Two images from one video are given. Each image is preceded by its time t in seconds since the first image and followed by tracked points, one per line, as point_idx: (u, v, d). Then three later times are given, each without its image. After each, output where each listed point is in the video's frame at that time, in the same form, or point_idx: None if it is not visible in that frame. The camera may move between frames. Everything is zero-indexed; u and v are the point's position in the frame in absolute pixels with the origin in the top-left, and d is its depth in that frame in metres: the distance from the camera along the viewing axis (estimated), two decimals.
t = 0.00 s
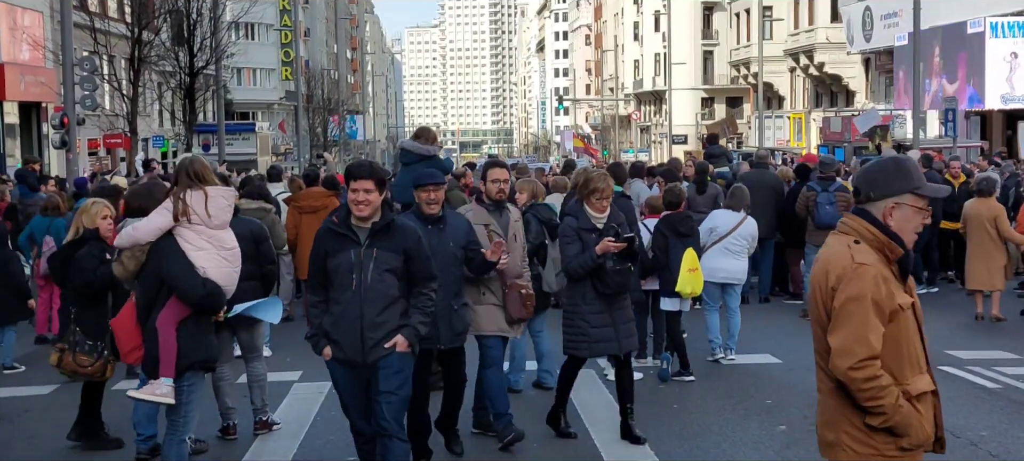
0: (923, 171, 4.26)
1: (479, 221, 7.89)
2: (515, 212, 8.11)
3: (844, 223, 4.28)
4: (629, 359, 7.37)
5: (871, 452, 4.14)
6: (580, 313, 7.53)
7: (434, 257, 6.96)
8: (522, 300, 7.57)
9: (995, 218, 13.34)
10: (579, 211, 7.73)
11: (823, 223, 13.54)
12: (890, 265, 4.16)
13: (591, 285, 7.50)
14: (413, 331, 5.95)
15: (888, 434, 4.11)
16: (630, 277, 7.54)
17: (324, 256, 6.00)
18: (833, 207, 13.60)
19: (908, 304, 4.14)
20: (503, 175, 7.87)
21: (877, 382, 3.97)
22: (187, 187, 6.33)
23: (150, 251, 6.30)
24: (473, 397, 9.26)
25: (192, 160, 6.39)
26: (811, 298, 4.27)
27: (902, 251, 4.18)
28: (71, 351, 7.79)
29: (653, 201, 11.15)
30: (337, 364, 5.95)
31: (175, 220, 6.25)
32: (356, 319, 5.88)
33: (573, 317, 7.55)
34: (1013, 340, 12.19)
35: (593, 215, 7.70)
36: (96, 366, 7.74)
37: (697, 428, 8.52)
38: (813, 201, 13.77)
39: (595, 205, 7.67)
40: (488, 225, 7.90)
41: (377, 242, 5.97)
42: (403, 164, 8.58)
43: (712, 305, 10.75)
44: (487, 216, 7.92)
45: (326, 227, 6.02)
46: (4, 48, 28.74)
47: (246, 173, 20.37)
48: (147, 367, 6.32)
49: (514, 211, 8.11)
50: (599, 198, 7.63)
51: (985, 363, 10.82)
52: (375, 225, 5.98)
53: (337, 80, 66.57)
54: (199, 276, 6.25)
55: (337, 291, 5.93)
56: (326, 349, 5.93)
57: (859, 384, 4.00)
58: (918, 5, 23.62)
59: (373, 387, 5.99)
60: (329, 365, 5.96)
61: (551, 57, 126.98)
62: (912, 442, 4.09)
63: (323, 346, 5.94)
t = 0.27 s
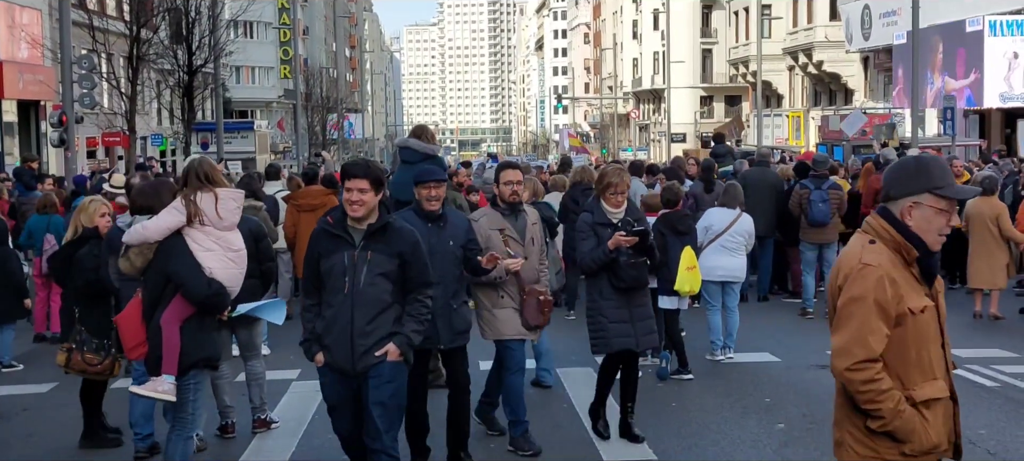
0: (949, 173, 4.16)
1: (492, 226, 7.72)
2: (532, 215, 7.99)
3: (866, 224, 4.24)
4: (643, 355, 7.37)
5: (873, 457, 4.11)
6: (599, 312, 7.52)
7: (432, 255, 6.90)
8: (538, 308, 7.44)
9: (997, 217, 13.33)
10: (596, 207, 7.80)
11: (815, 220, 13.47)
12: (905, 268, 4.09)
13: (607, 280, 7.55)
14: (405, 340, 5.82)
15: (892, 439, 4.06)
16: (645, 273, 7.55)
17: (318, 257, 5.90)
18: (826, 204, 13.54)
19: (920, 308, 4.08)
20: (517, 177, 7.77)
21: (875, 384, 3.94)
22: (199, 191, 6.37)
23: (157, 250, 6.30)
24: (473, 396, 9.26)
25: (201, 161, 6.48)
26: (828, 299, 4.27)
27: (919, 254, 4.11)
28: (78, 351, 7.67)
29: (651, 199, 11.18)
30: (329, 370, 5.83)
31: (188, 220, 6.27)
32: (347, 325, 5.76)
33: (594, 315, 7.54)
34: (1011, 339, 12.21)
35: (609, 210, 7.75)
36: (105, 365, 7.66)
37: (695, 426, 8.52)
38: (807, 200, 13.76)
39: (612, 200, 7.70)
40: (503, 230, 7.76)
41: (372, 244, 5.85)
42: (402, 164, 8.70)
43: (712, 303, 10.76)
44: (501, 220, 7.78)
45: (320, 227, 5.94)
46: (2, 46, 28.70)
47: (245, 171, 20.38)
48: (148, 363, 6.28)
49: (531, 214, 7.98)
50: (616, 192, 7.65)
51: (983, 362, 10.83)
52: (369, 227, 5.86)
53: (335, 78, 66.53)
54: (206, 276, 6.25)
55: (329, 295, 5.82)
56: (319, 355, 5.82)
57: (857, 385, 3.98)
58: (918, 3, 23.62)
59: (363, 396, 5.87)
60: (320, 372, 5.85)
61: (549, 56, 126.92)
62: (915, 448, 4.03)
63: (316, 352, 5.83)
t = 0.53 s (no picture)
0: (977, 171, 4.05)
1: (506, 217, 7.58)
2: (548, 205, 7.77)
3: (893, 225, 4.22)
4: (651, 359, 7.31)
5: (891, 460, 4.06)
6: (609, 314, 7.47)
7: (440, 260, 6.83)
8: (552, 299, 7.38)
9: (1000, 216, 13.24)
10: (604, 210, 7.71)
11: (809, 219, 13.41)
12: (925, 268, 4.03)
13: (615, 283, 7.48)
14: (400, 344, 5.70)
15: (906, 441, 4.00)
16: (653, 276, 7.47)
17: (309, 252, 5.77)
18: (819, 203, 13.50)
19: (936, 309, 4.00)
20: (532, 169, 7.64)
21: (879, 382, 3.92)
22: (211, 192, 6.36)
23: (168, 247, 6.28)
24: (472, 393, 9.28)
25: (211, 163, 6.53)
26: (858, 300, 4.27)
27: (940, 254, 4.03)
28: (75, 350, 7.79)
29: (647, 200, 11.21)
30: (315, 367, 5.70)
31: (200, 220, 6.27)
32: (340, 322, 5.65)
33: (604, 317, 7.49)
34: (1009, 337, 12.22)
35: (618, 213, 7.59)
36: (101, 366, 7.76)
37: (694, 425, 8.53)
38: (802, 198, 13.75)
39: (619, 203, 7.57)
40: (518, 222, 7.59)
41: (366, 240, 5.73)
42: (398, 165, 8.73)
43: (714, 302, 10.75)
44: (517, 211, 7.62)
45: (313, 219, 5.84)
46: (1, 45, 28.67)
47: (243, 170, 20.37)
48: (157, 360, 6.26)
49: (548, 206, 7.76)
50: (622, 195, 7.51)
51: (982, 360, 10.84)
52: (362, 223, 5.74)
53: (334, 77, 66.51)
54: (215, 275, 6.24)
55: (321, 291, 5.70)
56: (306, 349, 5.70)
57: (863, 382, 3.97)
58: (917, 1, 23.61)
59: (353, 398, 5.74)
60: (305, 368, 5.71)
61: (549, 54, 126.91)
62: (928, 451, 3.94)
63: (303, 347, 5.71)
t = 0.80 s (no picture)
0: (1012, 167, 3.98)
1: (531, 221, 7.42)
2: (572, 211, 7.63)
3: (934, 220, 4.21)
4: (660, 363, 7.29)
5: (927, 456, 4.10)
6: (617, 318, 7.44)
7: (460, 256, 6.71)
8: (577, 305, 7.16)
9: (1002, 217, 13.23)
10: (611, 216, 7.59)
11: (804, 218, 13.43)
12: (957, 266, 4.01)
13: (625, 292, 7.42)
14: (402, 346, 5.70)
15: (937, 438, 4.02)
16: (666, 284, 7.41)
17: (298, 260, 5.62)
18: (816, 202, 13.54)
19: (964, 307, 3.98)
20: (558, 172, 7.39)
21: (902, 378, 3.98)
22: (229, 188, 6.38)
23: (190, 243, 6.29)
24: (472, 392, 9.29)
25: (228, 162, 6.49)
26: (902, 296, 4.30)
27: (972, 251, 3.99)
28: (68, 346, 7.79)
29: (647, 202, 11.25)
30: (312, 378, 5.63)
31: (218, 217, 6.29)
32: (342, 329, 5.59)
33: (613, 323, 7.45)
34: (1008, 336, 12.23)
35: (626, 220, 7.50)
36: (92, 362, 7.77)
37: (693, 424, 8.53)
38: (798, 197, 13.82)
39: (626, 210, 7.46)
40: (542, 226, 7.42)
41: (359, 245, 5.66)
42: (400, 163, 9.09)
43: (717, 302, 10.78)
44: (540, 217, 7.45)
45: (297, 226, 5.67)
46: None
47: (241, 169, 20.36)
48: (176, 359, 6.28)
49: (572, 213, 7.62)
50: (628, 203, 7.40)
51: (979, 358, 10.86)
52: (351, 227, 5.65)
53: (333, 76, 66.45)
54: (236, 273, 6.22)
55: (316, 299, 5.60)
56: (299, 360, 5.61)
57: (888, 379, 4.02)
58: None
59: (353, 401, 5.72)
60: (300, 380, 5.63)
61: (548, 54, 126.81)
62: (957, 447, 3.96)
63: (296, 358, 5.61)
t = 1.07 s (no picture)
0: None
1: (554, 214, 7.17)
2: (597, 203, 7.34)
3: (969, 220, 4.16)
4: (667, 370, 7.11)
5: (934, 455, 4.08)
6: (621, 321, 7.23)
7: (471, 257, 6.57)
8: (607, 300, 6.96)
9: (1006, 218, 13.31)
10: (624, 214, 7.34)
11: (804, 218, 13.45)
12: (981, 268, 3.95)
13: (634, 295, 7.20)
14: (378, 343, 5.57)
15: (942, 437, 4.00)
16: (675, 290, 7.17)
17: (283, 261, 5.28)
18: (815, 202, 13.54)
19: (981, 310, 3.92)
20: (585, 169, 7.08)
21: (910, 373, 3.97)
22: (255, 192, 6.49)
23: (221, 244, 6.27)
24: (473, 390, 9.28)
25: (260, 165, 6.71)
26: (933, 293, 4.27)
27: (998, 255, 3.92)
28: (66, 343, 7.82)
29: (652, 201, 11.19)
30: (296, 385, 5.35)
31: (256, 218, 6.30)
32: (329, 329, 5.34)
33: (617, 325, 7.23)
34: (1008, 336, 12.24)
35: (638, 221, 7.25)
36: (89, 358, 7.79)
37: (694, 424, 8.52)
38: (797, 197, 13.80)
39: (638, 211, 7.22)
40: (566, 219, 7.17)
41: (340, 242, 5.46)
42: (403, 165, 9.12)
43: (724, 302, 10.79)
44: (565, 210, 7.19)
45: (279, 222, 5.34)
46: None
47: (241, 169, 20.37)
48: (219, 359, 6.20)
49: (597, 206, 7.31)
50: (639, 203, 7.17)
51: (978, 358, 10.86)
52: (332, 223, 5.39)
53: (333, 76, 66.50)
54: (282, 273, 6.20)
55: (303, 299, 5.31)
56: (282, 368, 5.31)
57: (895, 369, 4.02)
58: None
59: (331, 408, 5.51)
60: (285, 386, 5.33)
61: (548, 53, 126.88)
62: (960, 449, 3.93)
63: (280, 366, 5.30)
